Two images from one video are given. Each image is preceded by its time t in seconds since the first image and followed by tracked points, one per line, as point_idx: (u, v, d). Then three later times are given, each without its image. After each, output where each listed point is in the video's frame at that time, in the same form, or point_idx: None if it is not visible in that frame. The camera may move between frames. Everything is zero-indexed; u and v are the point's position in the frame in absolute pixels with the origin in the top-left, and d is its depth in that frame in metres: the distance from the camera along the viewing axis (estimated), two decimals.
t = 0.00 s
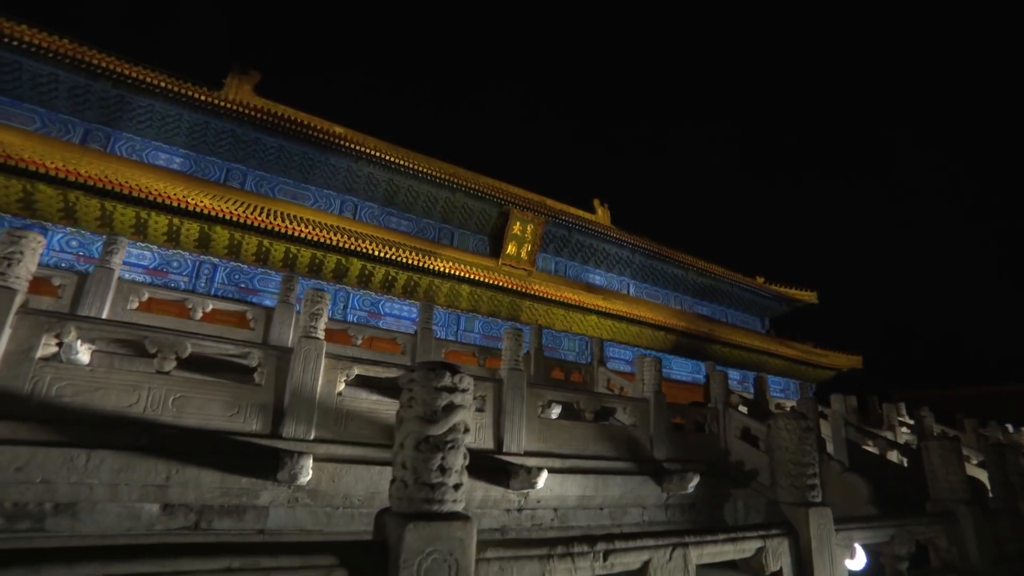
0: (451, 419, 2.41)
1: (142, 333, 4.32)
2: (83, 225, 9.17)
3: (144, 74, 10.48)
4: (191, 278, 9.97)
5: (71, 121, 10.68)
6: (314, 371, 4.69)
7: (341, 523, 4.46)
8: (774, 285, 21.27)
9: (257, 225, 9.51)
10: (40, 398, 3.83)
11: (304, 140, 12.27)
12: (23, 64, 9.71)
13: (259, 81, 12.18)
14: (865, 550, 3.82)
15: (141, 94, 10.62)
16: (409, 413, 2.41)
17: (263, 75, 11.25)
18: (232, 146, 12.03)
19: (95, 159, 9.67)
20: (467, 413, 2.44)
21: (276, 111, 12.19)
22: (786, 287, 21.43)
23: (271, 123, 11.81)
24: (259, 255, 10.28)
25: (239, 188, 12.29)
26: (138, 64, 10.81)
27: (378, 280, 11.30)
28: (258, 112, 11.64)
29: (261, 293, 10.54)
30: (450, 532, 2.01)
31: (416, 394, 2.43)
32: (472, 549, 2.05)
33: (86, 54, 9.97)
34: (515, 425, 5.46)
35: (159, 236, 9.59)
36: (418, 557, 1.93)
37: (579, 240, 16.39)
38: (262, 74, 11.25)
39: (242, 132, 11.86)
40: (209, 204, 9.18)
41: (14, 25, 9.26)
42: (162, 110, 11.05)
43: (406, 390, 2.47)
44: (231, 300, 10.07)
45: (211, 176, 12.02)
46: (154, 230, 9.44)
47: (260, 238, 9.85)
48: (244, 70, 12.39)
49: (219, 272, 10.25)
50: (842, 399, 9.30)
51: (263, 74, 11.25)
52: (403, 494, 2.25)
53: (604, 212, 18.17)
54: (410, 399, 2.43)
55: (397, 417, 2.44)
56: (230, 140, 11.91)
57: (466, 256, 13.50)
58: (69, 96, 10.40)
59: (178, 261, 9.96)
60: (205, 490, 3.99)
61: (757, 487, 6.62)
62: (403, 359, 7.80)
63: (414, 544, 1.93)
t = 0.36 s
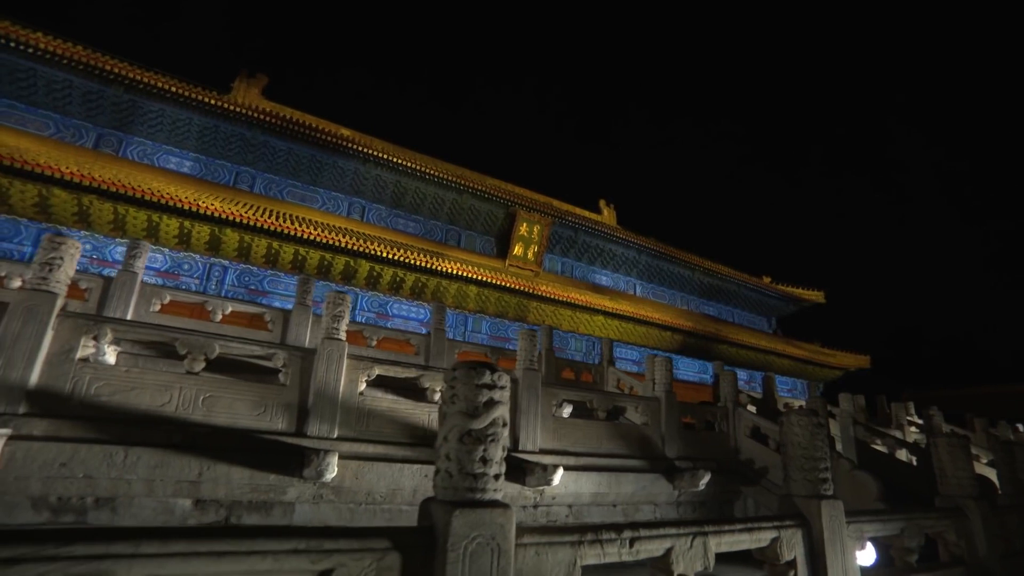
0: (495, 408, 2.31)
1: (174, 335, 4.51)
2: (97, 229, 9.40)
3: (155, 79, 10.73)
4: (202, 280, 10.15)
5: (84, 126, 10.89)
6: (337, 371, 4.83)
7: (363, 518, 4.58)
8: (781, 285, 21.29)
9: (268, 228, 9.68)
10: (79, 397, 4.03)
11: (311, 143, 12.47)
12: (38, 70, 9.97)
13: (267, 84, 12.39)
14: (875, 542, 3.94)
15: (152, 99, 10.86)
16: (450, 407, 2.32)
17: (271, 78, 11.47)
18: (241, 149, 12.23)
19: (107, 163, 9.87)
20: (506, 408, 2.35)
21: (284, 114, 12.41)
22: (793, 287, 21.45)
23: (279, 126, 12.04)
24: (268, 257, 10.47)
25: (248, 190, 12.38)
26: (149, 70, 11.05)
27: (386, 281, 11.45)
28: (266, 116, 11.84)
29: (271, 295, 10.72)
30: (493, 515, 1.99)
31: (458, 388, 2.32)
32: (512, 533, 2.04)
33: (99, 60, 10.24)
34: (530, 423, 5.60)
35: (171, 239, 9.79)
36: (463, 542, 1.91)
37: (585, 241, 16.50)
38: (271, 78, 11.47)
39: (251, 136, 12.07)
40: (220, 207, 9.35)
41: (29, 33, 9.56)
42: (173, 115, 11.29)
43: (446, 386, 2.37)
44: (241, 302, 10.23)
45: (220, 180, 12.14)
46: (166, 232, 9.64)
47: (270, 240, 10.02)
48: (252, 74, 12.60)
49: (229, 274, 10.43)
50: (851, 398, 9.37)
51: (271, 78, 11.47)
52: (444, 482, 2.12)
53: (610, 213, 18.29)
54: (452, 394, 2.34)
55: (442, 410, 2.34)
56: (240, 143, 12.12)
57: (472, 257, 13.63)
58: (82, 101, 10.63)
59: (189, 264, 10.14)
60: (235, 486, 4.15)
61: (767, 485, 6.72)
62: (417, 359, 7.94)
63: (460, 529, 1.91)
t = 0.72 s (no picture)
0: (534, 406, 2.15)
1: (204, 338, 4.67)
2: (112, 233, 9.62)
3: (167, 84, 10.96)
4: (215, 282, 10.37)
5: (99, 132, 11.16)
6: (359, 372, 4.97)
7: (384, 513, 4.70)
8: (790, 285, 21.28)
9: (279, 231, 9.86)
10: (117, 397, 4.25)
11: (319, 146, 12.65)
12: (54, 78, 10.21)
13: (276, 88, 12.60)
14: (886, 536, 4.07)
15: (164, 104, 11.09)
16: (487, 406, 2.14)
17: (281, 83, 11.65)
18: (251, 153, 12.44)
19: (121, 168, 10.09)
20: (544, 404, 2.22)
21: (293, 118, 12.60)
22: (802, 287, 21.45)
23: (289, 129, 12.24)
24: (279, 260, 10.66)
25: (259, 193, 12.60)
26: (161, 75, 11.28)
27: (395, 283, 11.62)
28: (276, 119, 12.03)
29: (281, 297, 10.93)
30: (534, 503, 1.92)
31: (496, 388, 2.14)
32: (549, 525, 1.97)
33: (113, 67, 10.47)
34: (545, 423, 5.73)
35: (184, 242, 10.00)
36: (503, 530, 1.85)
37: (593, 241, 16.60)
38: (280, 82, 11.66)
39: (261, 140, 12.27)
40: (232, 210, 9.53)
41: (46, 41, 9.80)
42: (185, 119, 11.52)
43: (482, 385, 2.19)
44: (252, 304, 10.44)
45: (231, 183, 12.38)
46: (179, 236, 9.84)
47: (281, 243, 10.20)
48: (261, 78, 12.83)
49: (241, 276, 10.64)
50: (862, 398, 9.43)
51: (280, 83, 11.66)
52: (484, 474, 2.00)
53: (618, 213, 18.39)
54: (489, 394, 2.15)
55: (478, 412, 2.16)
56: (250, 147, 12.33)
57: (480, 258, 13.77)
58: (97, 107, 10.88)
59: (202, 266, 10.37)
60: (265, 483, 4.30)
61: (779, 483, 6.82)
62: (432, 360, 8.09)
63: (501, 517, 1.85)
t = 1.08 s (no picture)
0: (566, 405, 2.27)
1: (233, 341, 4.84)
2: (127, 237, 9.85)
3: (180, 90, 11.19)
4: (227, 285, 10.59)
5: (114, 137, 11.44)
6: (382, 373, 5.12)
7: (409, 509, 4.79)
8: (800, 284, 21.27)
9: (291, 234, 10.05)
10: (153, 398, 4.44)
11: (329, 149, 12.83)
12: (71, 85, 10.47)
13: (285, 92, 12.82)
14: (897, 531, 4.18)
15: (177, 110, 11.33)
16: (520, 405, 2.25)
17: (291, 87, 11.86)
18: (262, 157, 12.65)
19: (136, 173, 10.33)
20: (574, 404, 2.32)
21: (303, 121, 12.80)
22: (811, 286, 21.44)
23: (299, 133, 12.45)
24: (290, 262, 10.85)
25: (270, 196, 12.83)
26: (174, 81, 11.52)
27: (405, 284, 11.79)
28: (287, 123, 12.23)
29: (293, 299, 11.10)
30: (568, 496, 2.05)
31: (528, 387, 2.24)
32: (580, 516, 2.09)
33: (128, 74, 10.72)
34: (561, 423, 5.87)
35: (197, 245, 10.21)
36: (540, 520, 1.97)
37: (601, 242, 16.71)
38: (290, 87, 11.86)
39: (272, 143, 12.48)
40: (244, 214, 9.73)
41: (64, 50, 10.07)
42: (197, 124, 11.76)
43: (514, 385, 2.29)
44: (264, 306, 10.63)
45: (242, 186, 12.63)
46: (192, 239, 10.05)
47: (292, 246, 10.39)
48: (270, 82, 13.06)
49: (252, 278, 10.84)
50: (872, 397, 9.48)
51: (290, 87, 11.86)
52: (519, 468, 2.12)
53: (625, 214, 18.48)
54: (522, 393, 2.25)
55: (511, 411, 2.27)
56: (261, 151, 12.54)
57: (488, 259, 13.92)
58: (111, 113, 11.14)
59: (214, 269, 10.59)
60: (293, 481, 4.46)
61: (791, 482, 6.91)
62: (447, 362, 8.24)
63: (537, 508, 1.97)
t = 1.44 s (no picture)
0: (594, 403, 2.40)
1: (260, 344, 5.01)
2: (141, 241, 10.07)
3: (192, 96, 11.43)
4: (239, 288, 10.76)
5: (128, 143, 11.70)
6: (402, 375, 5.28)
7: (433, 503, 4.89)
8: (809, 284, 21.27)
9: (302, 237, 10.24)
10: (185, 399, 4.62)
11: (338, 151, 13.04)
12: (86, 92, 10.74)
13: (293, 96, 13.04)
14: (907, 526, 4.29)
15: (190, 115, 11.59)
16: (550, 404, 2.39)
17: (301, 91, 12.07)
18: (272, 160, 12.87)
19: (149, 177, 10.56)
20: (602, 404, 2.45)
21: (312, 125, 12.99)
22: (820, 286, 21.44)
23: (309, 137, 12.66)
24: (301, 264, 11.05)
25: (280, 200, 13.03)
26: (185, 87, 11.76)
27: (414, 286, 11.96)
28: (296, 127, 12.43)
29: (303, 301, 11.26)
30: (596, 490, 2.19)
31: (557, 387, 2.38)
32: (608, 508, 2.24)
33: (142, 81, 10.99)
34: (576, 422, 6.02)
35: (209, 248, 10.40)
36: (571, 512, 2.11)
37: (609, 243, 16.83)
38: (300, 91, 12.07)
39: (282, 147, 12.68)
40: (256, 218, 9.93)
41: (80, 57, 10.35)
42: (208, 129, 11.99)
43: (544, 386, 2.42)
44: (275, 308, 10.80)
45: (253, 190, 12.82)
46: (204, 243, 10.24)
47: (302, 248, 10.58)
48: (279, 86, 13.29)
49: (264, 281, 11.03)
50: (882, 397, 9.54)
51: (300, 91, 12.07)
52: (551, 464, 2.27)
53: (632, 214, 18.58)
54: (551, 394, 2.39)
55: (540, 410, 2.41)
56: (271, 155, 12.75)
57: (497, 260, 14.06)
58: (125, 118, 11.40)
59: (226, 272, 10.77)
60: (318, 480, 4.60)
61: (801, 480, 7.00)
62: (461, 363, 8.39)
63: (569, 501, 2.11)
